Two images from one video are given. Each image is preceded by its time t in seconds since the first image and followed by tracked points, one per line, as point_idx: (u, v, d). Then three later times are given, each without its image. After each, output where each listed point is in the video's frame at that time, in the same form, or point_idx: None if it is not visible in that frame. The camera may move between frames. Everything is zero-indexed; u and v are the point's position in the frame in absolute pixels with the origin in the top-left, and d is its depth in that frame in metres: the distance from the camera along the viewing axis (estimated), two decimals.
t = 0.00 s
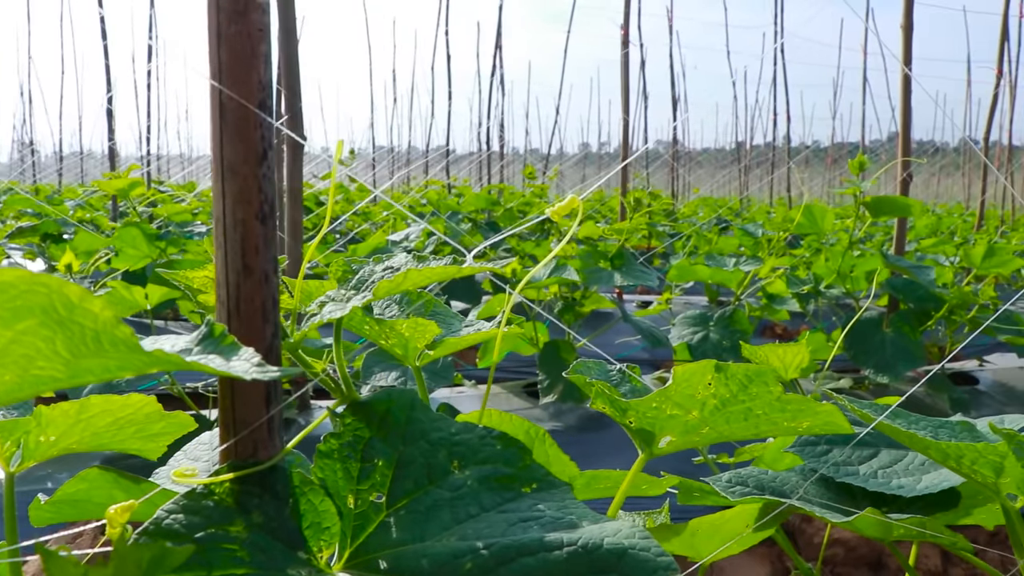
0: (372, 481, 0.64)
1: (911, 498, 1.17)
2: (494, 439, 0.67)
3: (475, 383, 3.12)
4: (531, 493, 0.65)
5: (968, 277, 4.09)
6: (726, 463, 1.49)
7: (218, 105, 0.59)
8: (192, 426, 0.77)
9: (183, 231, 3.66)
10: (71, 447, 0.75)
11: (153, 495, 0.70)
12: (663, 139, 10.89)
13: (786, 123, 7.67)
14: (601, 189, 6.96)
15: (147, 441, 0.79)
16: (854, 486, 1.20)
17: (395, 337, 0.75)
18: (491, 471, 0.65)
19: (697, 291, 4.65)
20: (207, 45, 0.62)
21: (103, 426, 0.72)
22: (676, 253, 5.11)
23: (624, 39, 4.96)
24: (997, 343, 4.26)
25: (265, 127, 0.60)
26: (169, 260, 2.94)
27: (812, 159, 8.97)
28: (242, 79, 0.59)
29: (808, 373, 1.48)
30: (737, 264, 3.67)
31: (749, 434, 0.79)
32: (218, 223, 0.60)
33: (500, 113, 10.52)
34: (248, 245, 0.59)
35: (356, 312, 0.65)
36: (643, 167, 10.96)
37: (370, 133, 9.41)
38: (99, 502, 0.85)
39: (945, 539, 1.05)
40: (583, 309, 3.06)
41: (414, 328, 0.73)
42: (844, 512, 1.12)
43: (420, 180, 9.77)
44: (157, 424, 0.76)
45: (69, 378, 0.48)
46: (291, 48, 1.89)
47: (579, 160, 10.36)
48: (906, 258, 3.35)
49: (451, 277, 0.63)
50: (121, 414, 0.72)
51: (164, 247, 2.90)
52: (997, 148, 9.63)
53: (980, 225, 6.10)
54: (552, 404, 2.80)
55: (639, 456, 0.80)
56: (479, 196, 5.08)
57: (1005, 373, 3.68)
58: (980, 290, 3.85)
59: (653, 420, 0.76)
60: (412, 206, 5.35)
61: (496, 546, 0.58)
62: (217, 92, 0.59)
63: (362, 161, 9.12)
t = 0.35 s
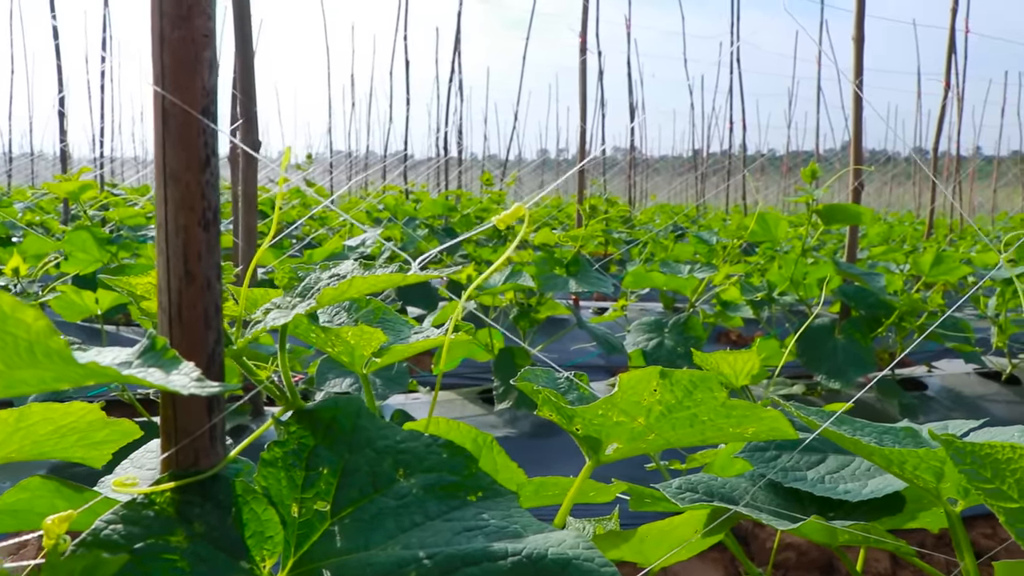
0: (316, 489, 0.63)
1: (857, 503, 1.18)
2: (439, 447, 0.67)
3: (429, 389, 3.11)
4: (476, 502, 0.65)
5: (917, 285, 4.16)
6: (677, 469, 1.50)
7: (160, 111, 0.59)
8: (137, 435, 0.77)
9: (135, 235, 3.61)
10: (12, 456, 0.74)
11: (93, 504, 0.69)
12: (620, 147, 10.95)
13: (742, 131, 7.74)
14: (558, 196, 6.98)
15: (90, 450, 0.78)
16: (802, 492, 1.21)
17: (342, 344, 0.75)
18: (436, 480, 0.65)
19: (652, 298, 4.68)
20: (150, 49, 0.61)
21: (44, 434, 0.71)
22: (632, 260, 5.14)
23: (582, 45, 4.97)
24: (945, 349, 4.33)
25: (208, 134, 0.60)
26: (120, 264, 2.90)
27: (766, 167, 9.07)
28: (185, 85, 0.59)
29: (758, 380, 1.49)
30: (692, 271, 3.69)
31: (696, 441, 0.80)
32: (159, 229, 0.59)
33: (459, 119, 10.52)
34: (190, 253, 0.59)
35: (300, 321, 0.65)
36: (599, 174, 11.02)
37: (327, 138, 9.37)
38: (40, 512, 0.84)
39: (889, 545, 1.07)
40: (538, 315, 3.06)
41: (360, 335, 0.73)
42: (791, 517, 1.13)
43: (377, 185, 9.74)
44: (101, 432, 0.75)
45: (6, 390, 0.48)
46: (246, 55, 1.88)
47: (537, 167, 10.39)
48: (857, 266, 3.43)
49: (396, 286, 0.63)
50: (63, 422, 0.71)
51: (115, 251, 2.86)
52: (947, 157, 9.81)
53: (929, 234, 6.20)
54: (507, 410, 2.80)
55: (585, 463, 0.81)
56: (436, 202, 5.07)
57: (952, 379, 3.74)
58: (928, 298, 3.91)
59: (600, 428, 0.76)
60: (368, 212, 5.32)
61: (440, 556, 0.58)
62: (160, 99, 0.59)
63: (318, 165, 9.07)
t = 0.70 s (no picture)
0: (235, 500, 0.62)
1: (793, 507, 1.19)
2: (364, 455, 0.66)
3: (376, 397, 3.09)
4: (399, 510, 0.65)
5: (861, 290, 4.22)
6: (619, 474, 1.50)
7: (66, 113, 0.58)
8: (57, 446, 0.75)
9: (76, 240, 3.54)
10: None
11: (7, 517, 0.67)
12: (572, 152, 10.99)
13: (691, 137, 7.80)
14: (507, 202, 6.98)
15: (11, 462, 0.76)
16: (738, 496, 1.21)
17: (266, 352, 0.75)
18: (359, 488, 0.65)
19: (601, 303, 4.69)
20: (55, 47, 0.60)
21: None
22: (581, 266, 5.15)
23: (531, 51, 4.98)
24: (888, 353, 4.39)
25: (116, 138, 0.59)
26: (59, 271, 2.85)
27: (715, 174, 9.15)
28: (93, 87, 0.59)
29: (699, 386, 1.50)
30: (639, 276, 3.71)
31: (625, 447, 0.80)
32: (68, 235, 0.59)
33: (410, 125, 10.48)
34: (99, 259, 0.59)
35: (218, 329, 0.64)
36: (551, 180, 11.04)
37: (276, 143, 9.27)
38: None
39: (823, 547, 1.08)
40: (485, 322, 3.06)
41: (284, 342, 0.73)
42: (727, 522, 1.13)
43: (327, 191, 9.65)
44: (20, 443, 0.74)
45: None
46: (186, 60, 1.86)
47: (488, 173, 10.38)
48: (802, 271, 3.49)
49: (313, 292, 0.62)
50: None
51: (54, 257, 2.80)
52: (892, 164, 9.97)
53: (874, 240, 6.29)
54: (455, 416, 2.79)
55: (515, 470, 0.81)
56: (385, 208, 5.04)
57: (895, 381, 3.79)
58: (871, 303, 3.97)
59: (528, 434, 0.76)
60: (317, 217, 5.28)
61: (359, 567, 0.58)
62: (65, 102, 0.58)
63: (267, 171, 8.98)
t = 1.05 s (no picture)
0: (163, 507, 0.61)
1: (736, 508, 1.19)
2: (296, 461, 0.66)
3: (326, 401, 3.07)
4: (332, 516, 0.64)
5: (810, 292, 4.27)
6: (566, 477, 1.50)
7: None
8: None
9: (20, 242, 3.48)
10: None
11: None
12: (527, 156, 11.00)
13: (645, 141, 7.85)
14: (463, 206, 6.96)
15: None
16: (682, 498, 1.22)
17: (199, 357, 0.74)
18: (290, 494, 0.64)
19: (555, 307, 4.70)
20: None
21: None
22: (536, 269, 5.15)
23: (485, 53, 4.98)
24: (837, 355, 4.44)
25: (34, 141, 0.59)
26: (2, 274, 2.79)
27: (669, 178, 9.20)
28: (6, 89, 0.58)
29: (645, 389, 1.51)
30: (590, 279, 3.72)
31: (563, 451, 0.80)
32: None
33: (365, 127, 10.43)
34: (18, 265, 0.58)
35: (145, 333, 0.64)
36: (507, 183, 11.04)
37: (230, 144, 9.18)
38: None
39: (763, 549, 1.08)
40: (437, 325, 3.05)
41: (217, 348, 0.72)
42: (670, 525, 1.14)
43: (281, 193, 9.57)
44: None
45: None
46: (133, 60, 1.84)
47: (445, 176, 10.35)
48: (753, 273, 3.54)
49: (241, 298, 0.62)
50: None
51: None
52: (842, 167, 10.11)
53: (825, 243, 6.37)
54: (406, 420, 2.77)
55: (452, 476, 0.80)
56: (339, 211, 5.01)
57: (844, 383, 3.84)
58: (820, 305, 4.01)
59: (463, 439, 0.76)
60: (269, 219, 5.23)
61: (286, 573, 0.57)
62: None
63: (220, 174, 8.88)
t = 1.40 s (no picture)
0: (99, 516, 0.61)
1: (682, 512, 1.21)
2: (235, 469, 0.66)
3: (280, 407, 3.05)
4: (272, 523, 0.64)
5: (764, 297, 4.31)
6: (516, 482, 1.51)
7: None
8: None
9: None
10: None
11: None
12: (486, 161, 11.01)
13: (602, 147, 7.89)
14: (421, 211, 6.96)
15: None
16: (629, 503, 1.23)
17: (140, 365, 0.73)
18: (229, 502, 0.64)
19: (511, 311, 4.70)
20: None
21: None
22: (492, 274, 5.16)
23: (443, 58, 4.98)
24: (790, 359, 4.49)
25: None
26: None
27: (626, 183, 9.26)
28: None
29: (594, 394, 1.52)
30: (546, 285, 3.73)
31: (505, 457, 0.81)
32: None
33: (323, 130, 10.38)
34: None
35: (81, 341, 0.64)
36: (465, 188, 11.05)
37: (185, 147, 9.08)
38: None
39: (707, 552, 1.10)
40: (391, 331, 3.05)
41: (157, 355, 0.72)
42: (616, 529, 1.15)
43: (238, 197, 9.49)
44: None
45: None
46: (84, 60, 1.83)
47: (403, 180, 10.33)
48: (707, 279, 3.57)
49: (178, 305, 0.62)
50: None
51: None
52: (798, 174, 10.23)
53: (780, 249, 6.44)
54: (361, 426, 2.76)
55: (395, 482, 0.81)
56: (295, 216, 4.98)
57: (797, 387, 3.89)
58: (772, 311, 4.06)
59: (405, 446, 0.76)
60: (224, 223, 5.19)
61: None
62: None
63: (176, 177, 8.79)
